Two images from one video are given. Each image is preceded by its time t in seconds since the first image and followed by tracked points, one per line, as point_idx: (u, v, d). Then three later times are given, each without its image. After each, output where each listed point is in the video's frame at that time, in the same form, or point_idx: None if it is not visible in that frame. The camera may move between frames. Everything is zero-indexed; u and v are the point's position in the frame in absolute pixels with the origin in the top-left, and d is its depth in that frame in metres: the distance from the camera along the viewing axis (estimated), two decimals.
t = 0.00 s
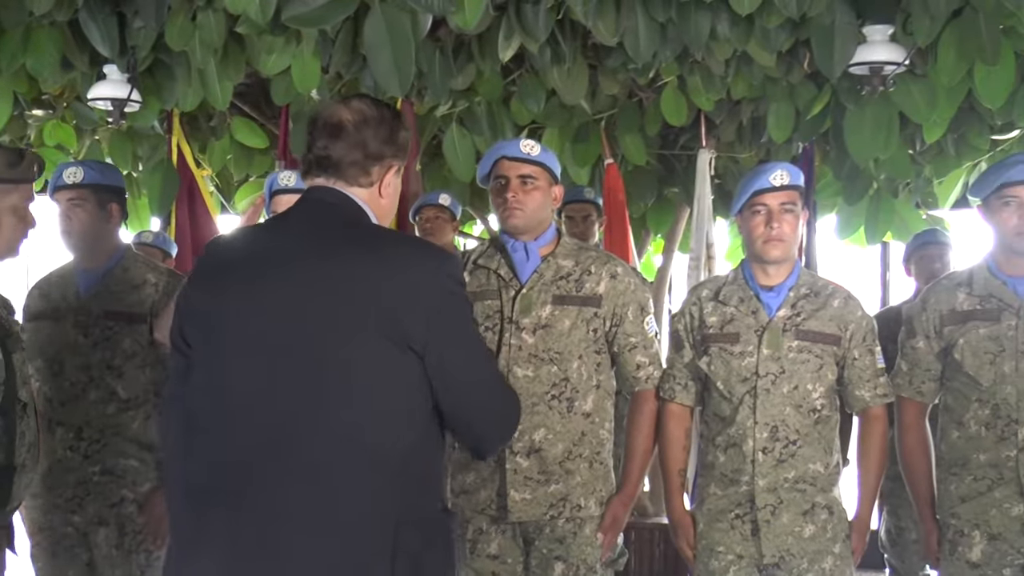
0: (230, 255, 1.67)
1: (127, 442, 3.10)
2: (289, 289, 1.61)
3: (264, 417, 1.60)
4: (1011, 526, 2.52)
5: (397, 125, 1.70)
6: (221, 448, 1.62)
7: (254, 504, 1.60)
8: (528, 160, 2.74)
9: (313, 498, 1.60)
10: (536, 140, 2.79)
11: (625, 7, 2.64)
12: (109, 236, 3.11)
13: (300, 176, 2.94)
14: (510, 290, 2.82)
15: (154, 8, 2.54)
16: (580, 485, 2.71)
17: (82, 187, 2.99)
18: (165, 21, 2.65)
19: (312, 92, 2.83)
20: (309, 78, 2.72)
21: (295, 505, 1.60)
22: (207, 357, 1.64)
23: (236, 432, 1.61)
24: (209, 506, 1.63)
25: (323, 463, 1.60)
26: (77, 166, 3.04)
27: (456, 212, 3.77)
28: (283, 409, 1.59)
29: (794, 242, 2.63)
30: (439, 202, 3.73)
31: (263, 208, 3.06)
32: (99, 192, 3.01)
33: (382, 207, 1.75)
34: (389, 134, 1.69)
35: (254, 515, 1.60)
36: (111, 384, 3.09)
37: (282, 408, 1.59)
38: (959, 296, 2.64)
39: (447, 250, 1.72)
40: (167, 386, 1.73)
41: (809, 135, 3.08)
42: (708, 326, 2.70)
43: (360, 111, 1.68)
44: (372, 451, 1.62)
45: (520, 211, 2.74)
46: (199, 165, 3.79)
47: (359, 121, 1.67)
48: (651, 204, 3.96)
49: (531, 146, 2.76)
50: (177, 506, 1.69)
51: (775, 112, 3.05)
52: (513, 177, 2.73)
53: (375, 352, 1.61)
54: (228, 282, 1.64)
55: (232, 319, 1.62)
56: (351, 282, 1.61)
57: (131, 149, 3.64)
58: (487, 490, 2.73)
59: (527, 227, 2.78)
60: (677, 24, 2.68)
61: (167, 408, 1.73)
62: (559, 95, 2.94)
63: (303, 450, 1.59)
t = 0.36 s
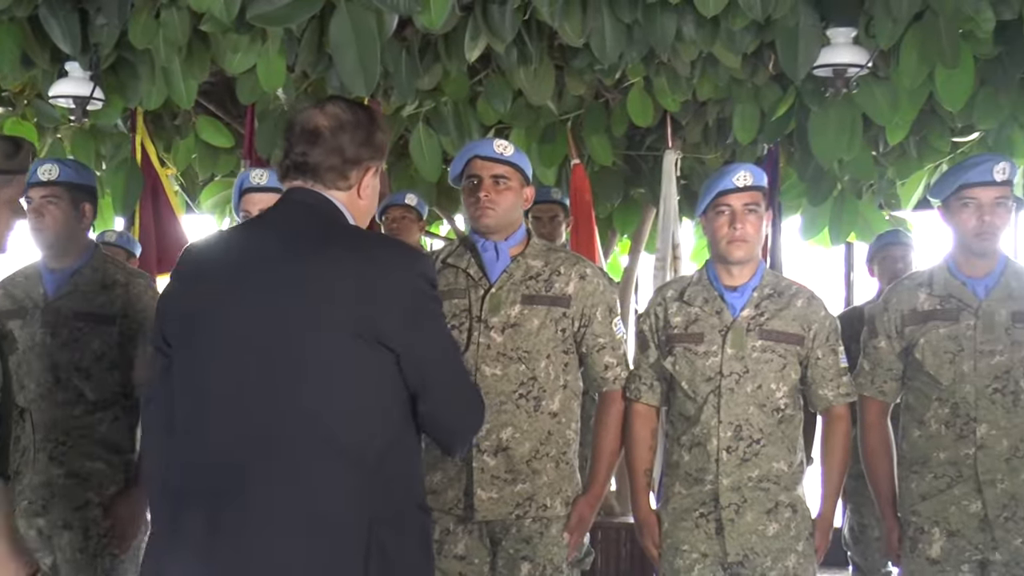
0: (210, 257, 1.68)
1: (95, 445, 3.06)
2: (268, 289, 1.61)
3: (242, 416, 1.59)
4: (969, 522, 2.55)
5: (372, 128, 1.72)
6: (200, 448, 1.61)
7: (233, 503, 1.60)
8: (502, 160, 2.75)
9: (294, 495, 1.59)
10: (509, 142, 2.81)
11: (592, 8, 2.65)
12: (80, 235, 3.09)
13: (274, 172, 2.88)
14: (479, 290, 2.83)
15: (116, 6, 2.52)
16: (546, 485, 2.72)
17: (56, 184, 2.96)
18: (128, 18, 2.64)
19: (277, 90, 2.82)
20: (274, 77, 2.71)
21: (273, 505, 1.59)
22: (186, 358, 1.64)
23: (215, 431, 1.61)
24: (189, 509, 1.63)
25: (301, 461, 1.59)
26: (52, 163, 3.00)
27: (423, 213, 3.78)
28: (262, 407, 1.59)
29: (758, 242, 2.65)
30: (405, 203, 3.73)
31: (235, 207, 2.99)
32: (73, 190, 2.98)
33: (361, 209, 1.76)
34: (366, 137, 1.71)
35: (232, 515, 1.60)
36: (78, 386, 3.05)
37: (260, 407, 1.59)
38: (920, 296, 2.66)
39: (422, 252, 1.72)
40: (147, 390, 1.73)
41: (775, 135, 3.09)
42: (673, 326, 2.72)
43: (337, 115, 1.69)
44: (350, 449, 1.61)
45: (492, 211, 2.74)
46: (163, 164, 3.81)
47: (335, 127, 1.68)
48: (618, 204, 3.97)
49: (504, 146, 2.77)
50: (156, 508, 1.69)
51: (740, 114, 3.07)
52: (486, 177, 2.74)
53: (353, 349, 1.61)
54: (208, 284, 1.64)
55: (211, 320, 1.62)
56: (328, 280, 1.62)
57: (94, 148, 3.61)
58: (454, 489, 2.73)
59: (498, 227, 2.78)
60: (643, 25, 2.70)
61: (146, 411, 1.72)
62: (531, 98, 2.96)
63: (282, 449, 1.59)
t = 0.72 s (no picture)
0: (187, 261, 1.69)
1: (60, 446, 3.02)
2: (237, 291, 1.62)
3: (212, 419, 1.60)
4: (930, 521, 2.58)
5: (347, 130, 1.72)
6: (174, 452, 1.63)
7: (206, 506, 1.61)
8: (466, 163, 2.75)
9: (264, 498, 1.60)
10: (473, 144, 2.80)
11: (558, 9, 2.66)
12: (44, 236, 3.08)
13: (241, 171, 2.85)
14: (444, 291, 2.83)
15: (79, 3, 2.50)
16: (512, 486, 2.72)
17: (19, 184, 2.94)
18: (91, 16, 2.61)
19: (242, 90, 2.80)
20: (238, 78, 2.69)
21: (245, 508, 1.60)
22: (160, 362, 1.66)
23: (187, 433, 1.62)
24: (165, 511, 1.65)
25: (270, 463, 1.59)
26: (15, 164, 2.99)
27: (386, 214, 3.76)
28: (230, 411, 1.60)
29: (722, 244, 2.66)
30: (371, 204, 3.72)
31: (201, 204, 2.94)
32: (37, 191, 2.97)
33: (336, 211, 1.76)
34: (340, 140, 1.70)
35: (206, 518, 1.61)
36: (44, 386, 3.02)
37: (229, 411, 1.60)
38: (882, 298, 2.69)
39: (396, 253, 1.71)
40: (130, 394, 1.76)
41: (739, 138, 3.12)
42: (639, 327, 2.73)
43: (311, 118, 1.69)
44: (319, 452, 1.61)
45: (458, 214, 2.74)
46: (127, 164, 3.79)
47: (309, 129, 1.68)
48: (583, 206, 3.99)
49: (467, 149, 2.76)
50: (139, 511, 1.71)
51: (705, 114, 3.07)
52: (450, 181, 2.74)
53: (321, 351, 1.61)
54: (181, 288, 1.66)
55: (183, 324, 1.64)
56: (297, 281, 1.61)
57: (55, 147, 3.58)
58: (419, 490, 2.72)
59: (465, 230, 2.78)
60: (609, 27, 2.71)
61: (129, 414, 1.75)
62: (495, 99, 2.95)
63: (251, 452, 1.59)
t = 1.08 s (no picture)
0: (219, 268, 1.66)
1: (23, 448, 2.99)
2: (273, 302, 1.59)
3: (246, 432, 1.58)
4: (892, 520, 2.60)
5: (382, 133, 1.66)
6: (205, 464, 1.61)
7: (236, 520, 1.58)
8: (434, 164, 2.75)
9: (299, 513, 1.58)
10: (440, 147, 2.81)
11: (524, 12, 2.67)
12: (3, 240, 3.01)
13: (206, 172, 2.83)
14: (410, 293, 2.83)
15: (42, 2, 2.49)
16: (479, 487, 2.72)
17: None
18: (54, 15, 2.59)
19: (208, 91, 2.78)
20: (205, 78, 2.68)
21: (277, 522, 1.57)
22: (191, 372, 1.63)
23: (219, 438, 1.60)
24: (193, 524, 1.62)
25: (305, 477, 1.58)
26: None
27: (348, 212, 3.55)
28: (265, 424, 1.58)
29: (687, 247, 2.67)
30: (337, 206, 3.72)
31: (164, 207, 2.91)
32: None
33: (371, 217, 1.71)
34: (374, 143, 1.65)
35: (236, 533, 1.58)
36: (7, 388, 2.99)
37: (264, 425, 1.58)
38: (845, 300, 2.72)
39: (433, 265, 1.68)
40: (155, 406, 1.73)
41: (705, 141, 3.15)
42: (604, 329, 2.74)
43: (345, 120, 1.65)
44: (353, 466, 1.59)
45: (425, 216, 2.75)
46: (91, 165, 3.75)
47: (342, 131, 1.64)
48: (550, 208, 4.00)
49: (434, 151, 2.76)
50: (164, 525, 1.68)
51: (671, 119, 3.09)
52: (417, 182, 2.74)
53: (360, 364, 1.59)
54: (213, 297, 1.63)
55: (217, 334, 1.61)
56: (334, 293, 1.59)
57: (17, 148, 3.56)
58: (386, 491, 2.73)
59: (431, 232, 2.78)
60: (575, 30, 2.72)
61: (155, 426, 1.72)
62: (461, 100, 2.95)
63: (285, 465, 1.57)
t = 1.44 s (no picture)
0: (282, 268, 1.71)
1: None
2: (340, 305, 1.63)
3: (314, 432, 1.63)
4: (852, 521, 2.63)
5: (440, 128, 1.73)
6: (269, 462, 1.65)
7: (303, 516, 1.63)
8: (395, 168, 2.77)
9: (371, 510, 1.63)
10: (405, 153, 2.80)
11: (488, 16, 2.68)
12: None
13: (164, 178, 2.80)
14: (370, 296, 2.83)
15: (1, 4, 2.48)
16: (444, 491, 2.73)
17: None
18: (14, 17, 2.58)
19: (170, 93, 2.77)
20: (167, 80, 2.67)
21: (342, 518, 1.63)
22: (254, 373, 1.67)
23: (289, 439, 1.64)
24: (257, 519, 1.67)
25: (373, 476, 1.63)
26: None
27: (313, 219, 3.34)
28: (332, 424, 1.62)
29: (648, 251, 2.69)
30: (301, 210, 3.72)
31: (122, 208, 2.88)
32: None
33: (426, 212, 1.78)
34: (432, 136, 1.72)
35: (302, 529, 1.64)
36: None
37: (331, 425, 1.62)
38: (806, 303, 2.75)
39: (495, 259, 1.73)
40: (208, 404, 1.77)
41: (668, 146, 3.14)
42: (568, 331, 2.76)
43: (402, 112, 1.71)
44: (420, 465, 1.64)
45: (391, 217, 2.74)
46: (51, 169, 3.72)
47: (401, 121, 1.70)
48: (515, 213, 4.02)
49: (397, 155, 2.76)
50: (222, 518, 1.73)
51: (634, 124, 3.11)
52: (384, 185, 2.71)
53: (430, 365, 1.64)
54: (276, 298, 1.67)
55: (281, 336, 1.66)
56: (403, 296, 1.63)
57: None
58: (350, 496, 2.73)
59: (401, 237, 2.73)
60: (538, 34, 2.74)
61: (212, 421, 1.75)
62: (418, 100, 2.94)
63: (356, 465, 1.62)
